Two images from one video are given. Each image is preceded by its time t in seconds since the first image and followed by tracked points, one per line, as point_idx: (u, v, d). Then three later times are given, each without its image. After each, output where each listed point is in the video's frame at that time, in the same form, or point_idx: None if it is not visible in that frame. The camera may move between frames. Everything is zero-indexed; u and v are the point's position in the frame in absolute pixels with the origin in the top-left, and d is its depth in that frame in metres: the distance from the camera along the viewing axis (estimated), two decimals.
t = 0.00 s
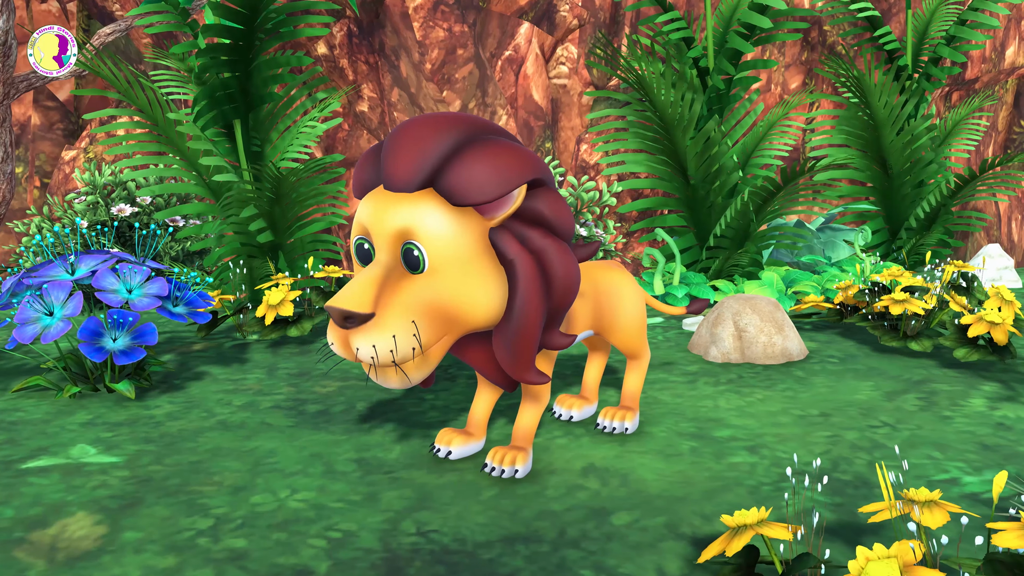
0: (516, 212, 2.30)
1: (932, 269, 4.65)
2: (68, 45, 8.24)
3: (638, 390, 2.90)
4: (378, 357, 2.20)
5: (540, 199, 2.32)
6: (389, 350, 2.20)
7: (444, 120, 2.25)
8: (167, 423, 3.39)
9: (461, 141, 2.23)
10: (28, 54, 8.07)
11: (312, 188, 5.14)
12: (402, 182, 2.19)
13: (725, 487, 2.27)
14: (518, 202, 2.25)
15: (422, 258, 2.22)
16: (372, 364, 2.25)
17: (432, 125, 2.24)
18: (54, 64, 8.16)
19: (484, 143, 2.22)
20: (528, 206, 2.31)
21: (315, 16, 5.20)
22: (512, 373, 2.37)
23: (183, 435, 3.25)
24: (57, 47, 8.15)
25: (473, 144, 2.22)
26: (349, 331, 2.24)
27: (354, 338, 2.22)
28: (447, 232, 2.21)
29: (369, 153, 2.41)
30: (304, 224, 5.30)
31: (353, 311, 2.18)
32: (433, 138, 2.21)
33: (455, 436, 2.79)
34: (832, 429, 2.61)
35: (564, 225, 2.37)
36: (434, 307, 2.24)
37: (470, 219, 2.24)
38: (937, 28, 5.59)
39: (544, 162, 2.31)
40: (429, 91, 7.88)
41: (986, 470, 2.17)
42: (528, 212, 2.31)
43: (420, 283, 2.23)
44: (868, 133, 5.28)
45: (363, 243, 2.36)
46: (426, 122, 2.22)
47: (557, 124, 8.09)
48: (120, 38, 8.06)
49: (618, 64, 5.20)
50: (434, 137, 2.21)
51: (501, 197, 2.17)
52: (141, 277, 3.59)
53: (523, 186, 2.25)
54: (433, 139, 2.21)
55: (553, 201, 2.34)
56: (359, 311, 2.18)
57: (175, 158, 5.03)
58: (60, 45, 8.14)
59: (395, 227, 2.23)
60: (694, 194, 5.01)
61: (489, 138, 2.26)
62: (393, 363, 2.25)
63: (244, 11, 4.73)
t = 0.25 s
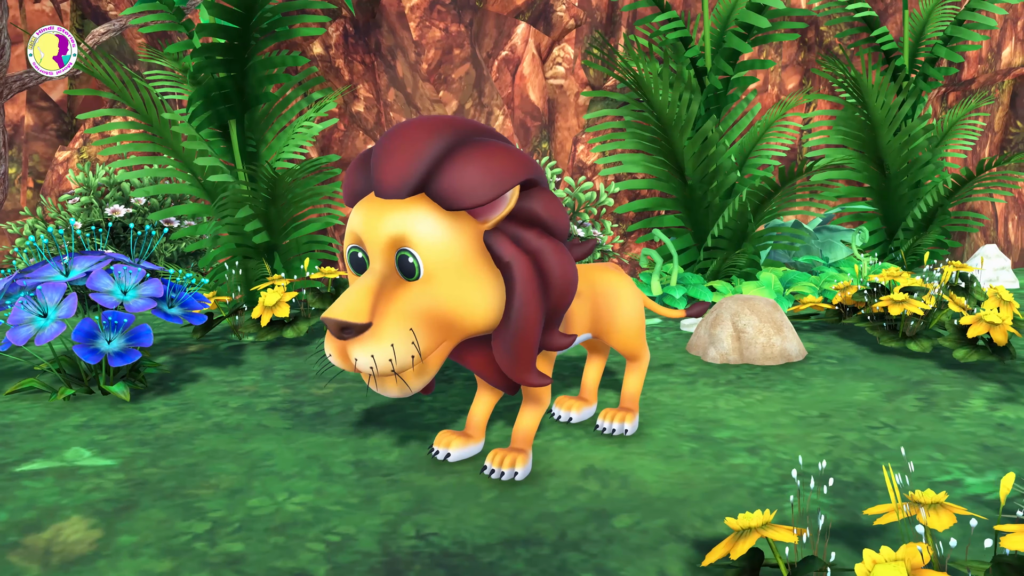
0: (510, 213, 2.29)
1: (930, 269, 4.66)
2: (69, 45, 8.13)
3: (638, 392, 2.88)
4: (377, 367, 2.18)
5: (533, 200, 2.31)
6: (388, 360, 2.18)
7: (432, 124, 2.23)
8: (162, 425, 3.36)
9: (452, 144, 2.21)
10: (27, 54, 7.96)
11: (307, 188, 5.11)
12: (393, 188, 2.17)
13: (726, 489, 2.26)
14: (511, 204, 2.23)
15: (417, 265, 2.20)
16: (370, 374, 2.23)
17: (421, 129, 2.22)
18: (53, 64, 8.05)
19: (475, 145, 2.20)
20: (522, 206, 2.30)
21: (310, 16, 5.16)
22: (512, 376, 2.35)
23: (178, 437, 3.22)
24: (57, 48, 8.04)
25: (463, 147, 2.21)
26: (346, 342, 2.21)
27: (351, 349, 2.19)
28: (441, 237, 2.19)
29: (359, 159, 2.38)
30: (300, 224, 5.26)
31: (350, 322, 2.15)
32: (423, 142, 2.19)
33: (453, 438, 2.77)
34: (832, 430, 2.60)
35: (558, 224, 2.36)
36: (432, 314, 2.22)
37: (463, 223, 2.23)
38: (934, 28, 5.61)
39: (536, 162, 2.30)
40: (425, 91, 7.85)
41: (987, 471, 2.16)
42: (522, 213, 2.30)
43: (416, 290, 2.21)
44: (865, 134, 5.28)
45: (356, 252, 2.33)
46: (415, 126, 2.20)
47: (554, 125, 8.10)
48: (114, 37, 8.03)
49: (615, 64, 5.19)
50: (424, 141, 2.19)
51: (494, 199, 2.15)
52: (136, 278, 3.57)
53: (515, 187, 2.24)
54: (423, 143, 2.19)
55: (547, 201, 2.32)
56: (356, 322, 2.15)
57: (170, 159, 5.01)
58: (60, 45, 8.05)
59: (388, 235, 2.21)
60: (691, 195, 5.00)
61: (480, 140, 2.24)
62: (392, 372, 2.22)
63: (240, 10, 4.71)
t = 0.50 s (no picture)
0: (504, 214, 2.27)
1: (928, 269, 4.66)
2: (72, 47, 7.81)
3: (637, 393, 2.87)
4: (375, 375, 2.17)
5: (527, 200, 2.28)
6: (386, 367, 2.16)
7: (421, 126, 2.21)
8: (158, 428, 3.33)
9: (442, 146, 2.19)
10: (27, 54, 7.63)
11: (303, 189, 5.08)
12: (383, 193, 2.16)
13: (728, 491, 2.25)
14: (504, 204, 2.22)
15: (412, 270, 2.18)
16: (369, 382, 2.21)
17: (411, 133, 2.20)
18: (53, 65, 7.71)
19: (465, 146, 2.18)
20: (516, 207, 2.27)
21: (306, 16, 5.13)
22: (512, 378, 2.33)
23: (174, 440, 3.19)
24: (59, 49, 7.68)
25: (453, 149, 2.18)
26: (343, 351, 2.19)
27: (348, 358, 2.18)
28: (435, 241, 2.17)
29: (350, 165, 2.37)
30: (295, 226, 5.23)
31: (346, 331, 2.14)
32: (413, 146, 2.17)
33: (452, 441, 2.75)
34: (833, 431, 2.59)
35: (553, 223, 2.33)
36: (428, 319, 2.20)
37: (456, 226, 2.21)
38: (930, 28, 5.63)
39: (529, 161, 2.28)
40: (422, 91, 7.82)
41: (990, 473, 2.16)
42: (516, 213, 2.28)
43: (412, 295, 2.19)
44: (862, 134, 5.28)
45: (350, 259, 2.31)
46: (405, 129, 2.18)
47: (550, 125, 8.09)
48: (108, 37, 7.98)
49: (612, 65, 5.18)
50: (413, 144, 2.17)
51: (486, 200, 2.13)
52: (131, 279, 3.53)
53: (508, 187, 2.21)
54: (413, 147, 2.17)
55: (541, 200, 2.30)
56: (352, 330, 2.13)
57: (165, 159, 4.97)
58: (62, 48, 7.65)
59: (381, 241, 2.19)
60: (689, 195, 4.99)
61: (470, 141, 2.22)
62: (391, 379, 2.20)
63: (235, 10, 4.68)
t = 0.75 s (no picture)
0: (499, 212, 2.25)
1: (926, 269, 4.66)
2: (69, 46, 7.47)
3: (637, 394, 2.85)
4: (371, 375, 2.14)
5: (523, 197, 2.27)
6: (382, 367, 2.14)
7: (416, 124, 2.19)
8: (153, 430, 3.30)
9: (437, 144, 2.18)
10: (26, 54, 7.26)
11: (299, 189, 5.05)
12: (378, 192, 2.14)
13: (729, 493, 2.23)
14: (500, 202, 2.21)
15: (407, 269, 2.16)
16: (365, 383, 2.19)
17: (405, 131, 2.18)
18: (52, 65, 7.40)
19: (460, 144, 2.17)
20: (511, 204, 2.26)
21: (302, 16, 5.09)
22: (509, 379, 2.31)
23: (170, 443, 3.17)
24: (59, 47, 7.36)
25: (448, 147, 2.17)
26: (338, 351, 2.17)
27: (344, 359, 2.16)
28: (430, 239, 2.15)
29: (343, 165, 2.35)
30: (291, 227, 5.20)
31: (341, 331, 2.12)
32: (407, 144, 2.16)
33: (451, 443, 2.74)
34: (833, 432, 2.58)
35: (549, 221, 2.32)
36: (425, 318, 2.18)
37: (452, 224, 2.19)
38: (927, 29, 5.63)
39: (524, 159, 2.27)
40: (419, 91, 7.80)
41: (992, 474, 2.15)
42: (512, 210, 2.26)
43: (407, 294, 2.17)
44: (859, 134, 5.27)
45: (344, 259, 2.29)
46: (399, 128, 2.16)
47: (547, 126, 8.07)
48: (102, 37, 7.93)
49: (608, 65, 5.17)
50: (408, 143, 2.15)
51: (482, 198, 2.12)
52: (126, 281, 3.50)
53: (503, 184, 2.20)
54: (407, 145, 2.16)
55: (537, 198, 2.29)
56: (348, 330, 2.11)
57: (160, 160, 4.95)
58: (61, 45, 7.38)
59: (376, 240, 2.17)
60: (687, 195, 4.98)
61: (465, 139, 2.21)
62: (387, 379, 2.18)
63: (231, 9, 4.66)
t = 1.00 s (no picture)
0: (498, 206, 2.24)
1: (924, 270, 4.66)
2: (67, 45, 7.43)
3: (636, 395, 2.83)
4: (363, 367, 2.10)
5: (523, 192, 2.25)
6: (375, 359, 2.10)
7: (415, 116, 2.18)
8: (149, 433, 3.27)
9: (436, 137, 2.17)
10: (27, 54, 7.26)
11: (295, 190, 5.03)
12: (376, 183, 2.13)
13: (731, 495, 2.22)
14: (499, 195, 2.20)
15: (403, 260, 2.14)
16: (358, 375, 2.14)
17: (404, 123, 2.17)
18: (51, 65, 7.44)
19: (460, 137, 2.16)
20: (510, 199, 2.24)
21: (297, 15, 5.05)
22: (505, 376, 2.26)
23: (166, 445, 3.14)
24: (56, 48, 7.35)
25: (448, 139, 2.16)
26: (332, 343, 2.13)
27: (336, 350, 2.11)
28: (428, 231, 2.13)
29: (342, 160, 2.33)
30: (287, 227, 5.18)
31: (334, 321, 2.08)
32: (406, 135, 2.14)
33: (450, 445, 2.71)
34: (834, 434, 2.57)
35: (548, 216, 2.29)
36: (420, 311, 2.15)
37: (450, 217, 2.17)
38: (924, 29, 5.63)
39: (524, 154, 2.26)
40: (415, 92, 7.78)
41: (995, 475, 2.14)
42: (511, 205, 2.25)
43: (403, 286, 2.14)
44: (856, 135, 5.26)
45: (341, 252, 2.27)
46: (398, 120, 2.15)
47: (543, 126, 8.07)
48: (96, 37, 7.88)
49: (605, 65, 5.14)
50: (407, 135, 2.14)
51: (481, 190, 2.10)
52: (120, 282, 3.47)
53: (502, 178, 2.18)
54: (406, 137, 2.14)
55: (536, 193, 2.27)
56: (341, 319, 2.08)
57: (154, 160, 4.91)
58: (60, 45, 7.35)
59: (373, 231, 2.15)
60: (685, 196, 4.97)
61: (464, 132, 2.19)
62: (380, 372, 2.14)
63: (226, 9, 4.63)
